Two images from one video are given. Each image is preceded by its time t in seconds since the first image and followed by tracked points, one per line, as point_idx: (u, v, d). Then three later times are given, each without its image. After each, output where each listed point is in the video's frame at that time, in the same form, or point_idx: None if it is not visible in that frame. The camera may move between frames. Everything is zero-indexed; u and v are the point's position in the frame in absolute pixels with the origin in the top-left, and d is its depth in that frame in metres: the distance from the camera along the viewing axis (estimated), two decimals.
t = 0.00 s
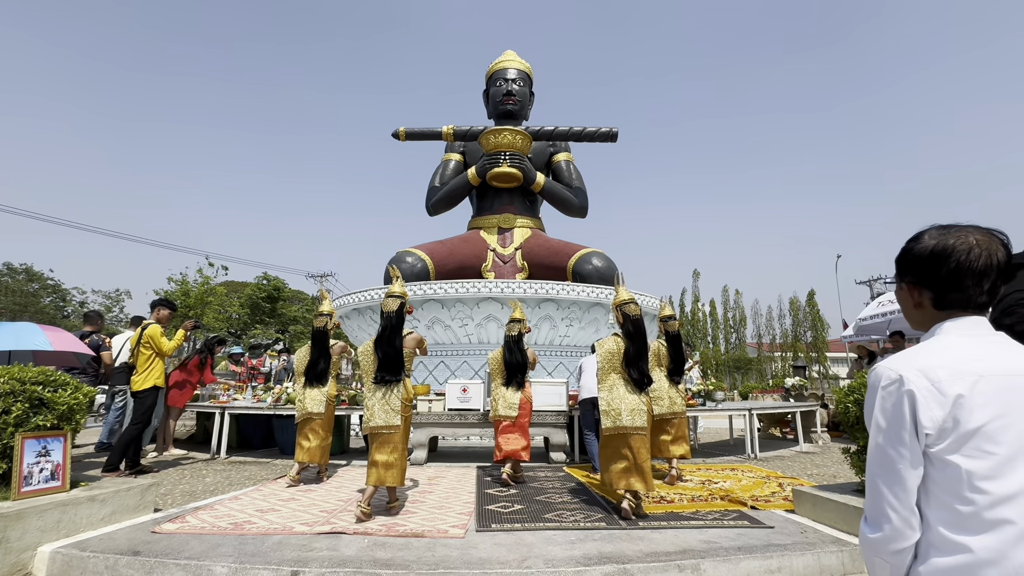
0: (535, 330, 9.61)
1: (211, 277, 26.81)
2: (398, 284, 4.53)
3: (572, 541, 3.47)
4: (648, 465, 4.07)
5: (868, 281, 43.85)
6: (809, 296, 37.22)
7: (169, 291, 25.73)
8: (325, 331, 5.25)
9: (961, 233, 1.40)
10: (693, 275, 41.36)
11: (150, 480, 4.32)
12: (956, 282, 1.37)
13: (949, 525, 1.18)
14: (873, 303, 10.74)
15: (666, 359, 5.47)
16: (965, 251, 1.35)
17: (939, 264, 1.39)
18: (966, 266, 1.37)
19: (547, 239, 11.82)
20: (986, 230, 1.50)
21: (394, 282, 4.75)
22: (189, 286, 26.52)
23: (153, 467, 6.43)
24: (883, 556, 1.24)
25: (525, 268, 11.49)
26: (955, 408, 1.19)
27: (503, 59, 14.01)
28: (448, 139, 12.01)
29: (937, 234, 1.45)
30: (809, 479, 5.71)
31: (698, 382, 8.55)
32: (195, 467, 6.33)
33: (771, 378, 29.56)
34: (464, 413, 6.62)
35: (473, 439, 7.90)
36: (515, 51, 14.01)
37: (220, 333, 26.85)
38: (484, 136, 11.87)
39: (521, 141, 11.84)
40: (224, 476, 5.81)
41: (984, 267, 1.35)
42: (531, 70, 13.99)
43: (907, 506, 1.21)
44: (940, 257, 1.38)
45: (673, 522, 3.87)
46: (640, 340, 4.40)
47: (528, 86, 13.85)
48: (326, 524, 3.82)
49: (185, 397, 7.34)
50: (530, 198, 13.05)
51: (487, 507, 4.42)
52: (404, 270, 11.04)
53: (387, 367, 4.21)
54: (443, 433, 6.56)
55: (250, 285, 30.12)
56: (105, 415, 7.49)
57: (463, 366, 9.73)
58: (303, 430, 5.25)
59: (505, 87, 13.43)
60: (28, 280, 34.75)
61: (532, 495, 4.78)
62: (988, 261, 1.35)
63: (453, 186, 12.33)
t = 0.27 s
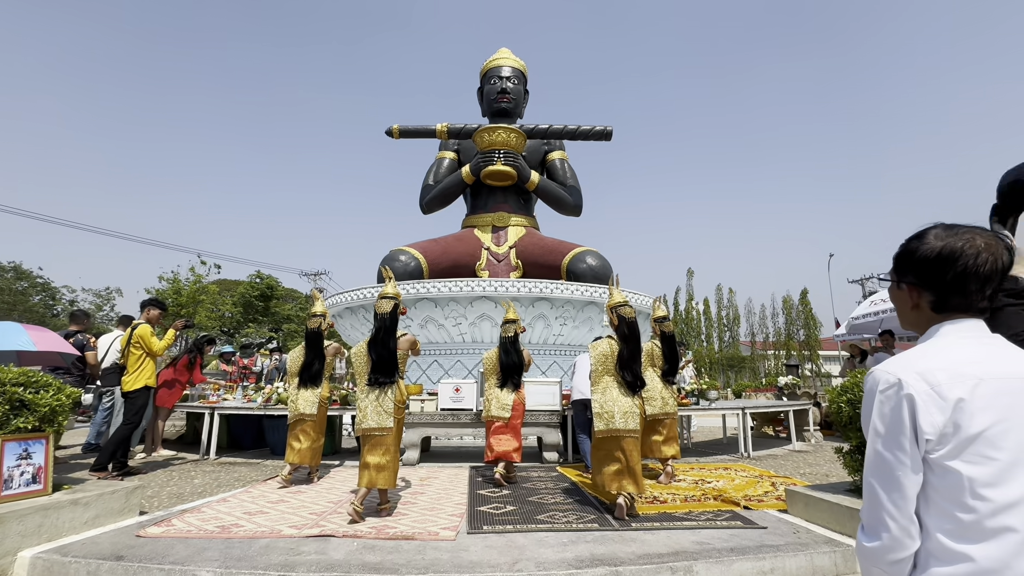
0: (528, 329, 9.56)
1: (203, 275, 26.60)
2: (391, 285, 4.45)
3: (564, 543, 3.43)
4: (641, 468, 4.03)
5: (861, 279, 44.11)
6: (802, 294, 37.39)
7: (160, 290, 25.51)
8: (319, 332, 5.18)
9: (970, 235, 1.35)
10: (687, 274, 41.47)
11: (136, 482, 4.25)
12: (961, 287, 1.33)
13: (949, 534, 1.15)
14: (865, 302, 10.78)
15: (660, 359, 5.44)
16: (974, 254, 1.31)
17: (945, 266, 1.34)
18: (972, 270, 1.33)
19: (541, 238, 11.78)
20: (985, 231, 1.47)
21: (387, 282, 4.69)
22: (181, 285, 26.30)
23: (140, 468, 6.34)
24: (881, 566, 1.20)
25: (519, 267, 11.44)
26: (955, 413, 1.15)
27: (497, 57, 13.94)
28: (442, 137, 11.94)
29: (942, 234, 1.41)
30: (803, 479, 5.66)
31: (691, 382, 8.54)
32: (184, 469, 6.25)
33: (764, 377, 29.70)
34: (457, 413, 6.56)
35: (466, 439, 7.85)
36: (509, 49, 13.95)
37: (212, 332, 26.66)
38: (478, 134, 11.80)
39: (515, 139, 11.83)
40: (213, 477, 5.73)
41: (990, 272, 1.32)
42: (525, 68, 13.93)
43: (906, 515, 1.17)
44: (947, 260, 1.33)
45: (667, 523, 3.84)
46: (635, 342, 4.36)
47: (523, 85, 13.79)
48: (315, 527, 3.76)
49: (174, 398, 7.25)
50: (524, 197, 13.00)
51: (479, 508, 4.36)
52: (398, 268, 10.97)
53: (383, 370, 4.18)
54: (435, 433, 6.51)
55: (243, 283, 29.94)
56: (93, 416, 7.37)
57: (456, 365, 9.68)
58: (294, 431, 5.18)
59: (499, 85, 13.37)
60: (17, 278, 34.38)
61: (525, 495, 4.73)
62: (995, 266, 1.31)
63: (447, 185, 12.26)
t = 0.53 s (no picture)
0: (523, 326, 9.47)
1: (195, 272, 26.33)
2: (385, 283, 4.37)
3: (560, 545, 3.34)
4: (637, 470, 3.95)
5: (854, 275, 44.33)
6: (796, 290, 37.51)
7: (151, 287, 25.23)
8: (313, 331, 5.08)
9: (1005, 227, 1.26)
10: (681, 270, 41.54)
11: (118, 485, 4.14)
12: (993, 282, 1.24)
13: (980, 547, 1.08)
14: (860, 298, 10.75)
15: (656, 356, 5.17)
16: (1010, 248, 1.22)
17: (978, 260, 1.25)
18: (1005, 265, 1.24)
19: (536, 233, 11.67)
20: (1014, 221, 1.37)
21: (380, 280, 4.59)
22: (172, 281, 26.00)
23: (127, 469, 6.20)
24: None
25: (514, 263, 11.33)
26: (988, 417, 1.07)
27: (491, 51, 13.79)
28: (435, 132, 11.79)
29: (974, 223, 1.31)
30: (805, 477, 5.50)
31: (687, 378, 8.47)
32: (172, 470, 6.12)
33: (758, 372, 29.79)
34: (451, 412, 6.46)
35: (460, 437, 7.75)
36: (503, 43, 13.79)
37: (204, 329, 26.40)
38: (472, 129, 11.66)
39: (510, 134, 11.70)
40: (200, 478, 5.62)
41: None
42: (520, 62, 13.79)
43: (935, 529, 1.08)
44: (981, 253, 1.24)
45: (665, 523, 3.75)
46: (632, 342, 4.29)
47: (517, 79, 13.65)
48: (304, 531, 3.65)
49: (162, 397, 7.11)
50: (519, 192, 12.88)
51: (473, 509, 4.26)
52: (391, 264, 10.84)
53: (376, 371, 4.08)
54: (429, 432, 6.40)
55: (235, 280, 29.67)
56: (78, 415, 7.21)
57: (450, 363, 9.58)
58: (284, 432, 5.07)
59: (494, 79, 13.22)
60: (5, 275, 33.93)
61: (520, 495, 4.63)
62: None
63: (441, 180, 12.12)
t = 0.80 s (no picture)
0: (519, 322, 9.37)
1: (187, 268, 26.05)
2: (378, 282, 4.25)
3: (558, 549, 3.26)
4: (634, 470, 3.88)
5: (848, 269, 44.50)
6: (790, 284, 37.60)
7: (143, 283, 24.95)
8: (306, 332, 4.92)
9: None
10: (676, 264, 41.56)
11: (101, 490, 4.05)
12: None
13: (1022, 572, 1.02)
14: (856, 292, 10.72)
15: (655, 355, 5.14)
16: None
17: (1013, 260, 1.16)
18: None
19: (531, 229, 11.55)
20: None
21: (373, 277, 4.46)
22: (164, 278, 25.72)
23: (114, 471, 6.07)
24: None
25: (509, 258, 11.22)
26: None
27: (485, 44, 13.62)
28: (429, 126, 11.63)
29: (1007, 221, 1.23)
30: (807, 476, 5.39)
31: (685, 374, 8.40)
32: (161, 471, 6.00)
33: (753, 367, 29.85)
34: (446, 410, 6.36)
35: (456, 435, 7.66)
36: (498, 36, 13.62)
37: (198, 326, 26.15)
38: (467, 123, 11.51)
39: (505, 128, 11.55)
40: (190, 481, 5.54)
41: None
42: (514, 56, 13.63)
43: (972, 553, 1.02)
44: (1017, 252, 1.15)
45: (665, 525, 3.67)
46: (632, 341, 4.20)
47: (512, 72, 13.49)
48: (294, 536, 3.55)
49: (150, 397, 7.00)
50: (514, 187, 12.74)
51: (469, 511, 4.16)
52: (385, 260, 10.70)
53: (371, 372, 3.97)
54: (424, 431, 6.30)
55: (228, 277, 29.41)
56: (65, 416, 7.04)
57: (445, 360, 9.47)
58: (275, 435, 4.96)
59: (488, 72, 13.06)
60: None
61: (516, 496, 4.55)
62: None
63: (435, 175, 11.98)
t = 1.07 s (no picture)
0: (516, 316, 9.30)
1: (181, 263, 25.83)
2: (373, 275, 4.17)
3: (557, 547, 3.20)
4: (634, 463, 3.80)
5: (843, 261, 44.63)
6: (786, 276, 37.66)
7: (137, 279, 24.75)
8: (302, 329, 4.85)
9: None
10: (672, 258, 41.54)
11: (90, 489, 3.98)
12: None
13: None
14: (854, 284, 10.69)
15: (654, 348, 5.01)
16: None
17: None
18: None
19: (528, 222, 11.46)
20: None
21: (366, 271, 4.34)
22: (158, 273, 25.49)
23: (106, 469, 5.98)
24: None
25: (506, 252, 11.13)
26: None
27: (481, 35, 13.45)
28: (424, 119, 11.48)
29: None
30: (808, 469, 5.30)
31: (683, 367, 8.35)
32: (153, 470, 5.92)
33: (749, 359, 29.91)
34: (443, 405, 6.28)
35: (453, 430, 7.60)
36: (493, 27, 13.46)
37: (192, 321, 25.97)
38: (463, 115, 11.37)
39: (501, 120, 11.42)
40: (182, 479, 5.46)
41: None
42: (510, 47, 13.47)
43: (1005, 561, 0.95)
44: None
45: (665, 520, 3.61)
46: (630, 333, 4.15)
47: (508, 64, 13.34)
48: (288, 536, 3.48)
49: (142, 394, 6.93)
50: (510, 179, 12.63)
51: (466, 507, 4.10)
52: (381, 254, 10.58)
53: (367, 367, 3.88)
54: (420, 426, 6.22)
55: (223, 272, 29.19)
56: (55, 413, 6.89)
57: (442, 354, 9.39)
58: (267, 434, 4.86)
59: (484, 64, 12.91)
60: None
61: (514, 492, 4.49)
62: None
63: (430, 168, 11.85)
